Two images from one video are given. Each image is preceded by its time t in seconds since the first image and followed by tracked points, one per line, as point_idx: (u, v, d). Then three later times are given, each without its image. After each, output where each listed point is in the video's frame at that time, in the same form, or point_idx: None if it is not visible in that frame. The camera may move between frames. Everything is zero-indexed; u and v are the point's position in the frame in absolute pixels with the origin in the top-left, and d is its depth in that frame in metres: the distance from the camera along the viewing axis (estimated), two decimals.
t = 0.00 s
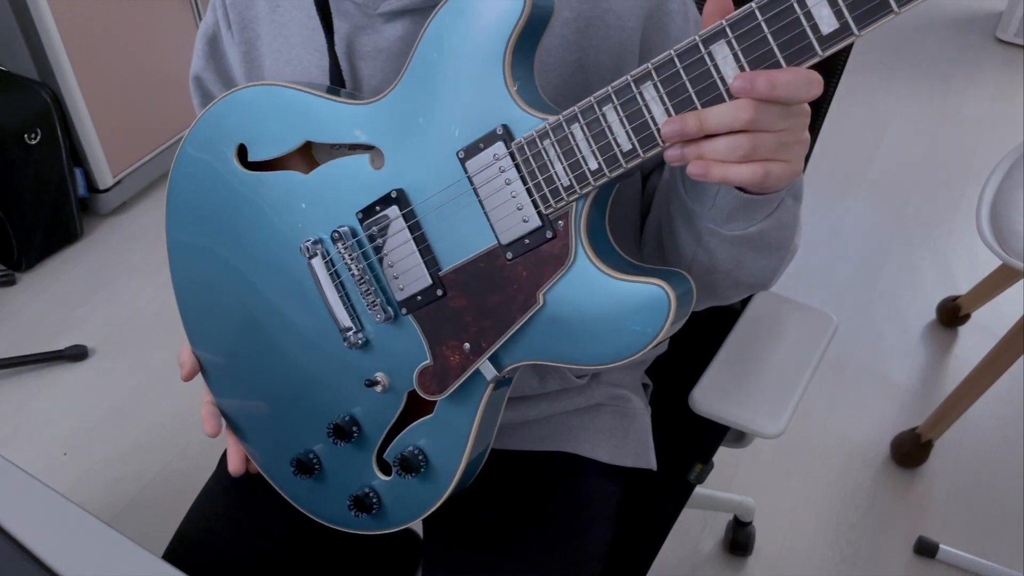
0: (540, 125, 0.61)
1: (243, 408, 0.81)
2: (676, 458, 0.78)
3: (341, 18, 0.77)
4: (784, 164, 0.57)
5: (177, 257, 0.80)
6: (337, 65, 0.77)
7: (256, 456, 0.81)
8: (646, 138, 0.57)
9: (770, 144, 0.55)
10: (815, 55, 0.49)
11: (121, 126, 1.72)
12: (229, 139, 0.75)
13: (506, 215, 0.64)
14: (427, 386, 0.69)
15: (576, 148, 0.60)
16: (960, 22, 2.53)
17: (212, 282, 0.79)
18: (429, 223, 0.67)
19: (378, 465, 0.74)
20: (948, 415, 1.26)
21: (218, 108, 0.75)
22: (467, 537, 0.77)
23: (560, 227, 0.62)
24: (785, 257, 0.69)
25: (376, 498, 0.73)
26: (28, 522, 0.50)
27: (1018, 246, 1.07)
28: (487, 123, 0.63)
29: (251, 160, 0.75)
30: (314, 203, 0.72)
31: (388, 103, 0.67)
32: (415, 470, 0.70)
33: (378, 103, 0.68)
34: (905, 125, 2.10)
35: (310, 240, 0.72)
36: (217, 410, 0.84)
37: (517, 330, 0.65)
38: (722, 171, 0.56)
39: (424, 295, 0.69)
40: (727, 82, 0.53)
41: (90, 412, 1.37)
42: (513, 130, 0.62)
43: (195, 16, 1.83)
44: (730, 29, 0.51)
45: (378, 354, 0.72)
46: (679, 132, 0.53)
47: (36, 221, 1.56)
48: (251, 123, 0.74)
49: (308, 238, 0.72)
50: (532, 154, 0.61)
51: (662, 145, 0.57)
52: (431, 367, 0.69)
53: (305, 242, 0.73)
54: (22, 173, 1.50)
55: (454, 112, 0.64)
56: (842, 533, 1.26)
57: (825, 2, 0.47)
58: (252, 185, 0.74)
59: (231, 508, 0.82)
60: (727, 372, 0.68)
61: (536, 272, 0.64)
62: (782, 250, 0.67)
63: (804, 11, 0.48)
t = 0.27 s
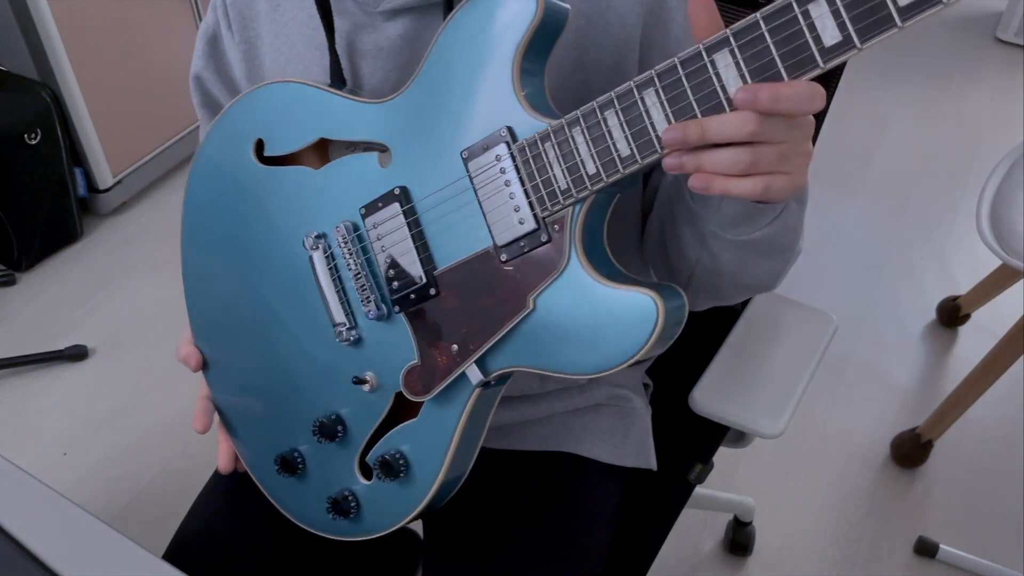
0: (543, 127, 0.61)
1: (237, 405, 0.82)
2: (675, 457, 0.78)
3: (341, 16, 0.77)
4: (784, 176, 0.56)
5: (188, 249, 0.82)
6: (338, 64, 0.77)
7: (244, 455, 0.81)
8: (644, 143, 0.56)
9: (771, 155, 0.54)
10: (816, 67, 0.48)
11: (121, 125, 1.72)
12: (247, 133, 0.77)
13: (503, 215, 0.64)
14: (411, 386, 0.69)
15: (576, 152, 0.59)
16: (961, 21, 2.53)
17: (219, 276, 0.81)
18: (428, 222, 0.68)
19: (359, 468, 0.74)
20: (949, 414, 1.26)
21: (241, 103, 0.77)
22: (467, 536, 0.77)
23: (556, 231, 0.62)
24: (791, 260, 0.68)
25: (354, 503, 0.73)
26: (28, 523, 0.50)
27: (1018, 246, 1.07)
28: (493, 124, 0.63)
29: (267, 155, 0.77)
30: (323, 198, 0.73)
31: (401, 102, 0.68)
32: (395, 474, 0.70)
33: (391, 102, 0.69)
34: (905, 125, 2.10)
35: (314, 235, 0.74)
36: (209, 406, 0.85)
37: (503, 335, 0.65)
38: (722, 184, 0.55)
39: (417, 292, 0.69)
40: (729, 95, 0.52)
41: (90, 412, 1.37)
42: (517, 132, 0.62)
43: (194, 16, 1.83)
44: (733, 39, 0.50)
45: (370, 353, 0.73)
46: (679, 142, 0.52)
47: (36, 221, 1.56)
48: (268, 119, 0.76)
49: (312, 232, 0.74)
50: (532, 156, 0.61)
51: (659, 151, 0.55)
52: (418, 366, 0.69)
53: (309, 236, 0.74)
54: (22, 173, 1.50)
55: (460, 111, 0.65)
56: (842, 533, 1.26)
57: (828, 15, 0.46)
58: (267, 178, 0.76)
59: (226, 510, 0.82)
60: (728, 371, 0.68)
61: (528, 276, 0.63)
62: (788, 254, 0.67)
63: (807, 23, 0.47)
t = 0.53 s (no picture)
0: (538, 153, 0.60)
1: (227, 409, 0.83)
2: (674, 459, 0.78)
3: (344, 13, 0.77)
4: (778, 211, 0.53)
5: (211, 246, 0.86)
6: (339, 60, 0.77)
7: (227, 459, 0.83)
8: (629, 176, 0.54)
9: (764, 194, 0.51)
10: (804, 110, 0.44)
11: (120, 125, 1.71)
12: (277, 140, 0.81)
13: (491, 233, 0.63)
14: (383, 399, 0.70)
15: (566, 179, 0.58)
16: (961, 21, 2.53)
17: (234, 275, 0.84)
18: (421, 236, 0.69)
19: (326, 480, 0.74)
20: (949, 414, 1.25)
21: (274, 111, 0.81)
22: (466, 539, 0.78)
23: (539, 256, 0.61)
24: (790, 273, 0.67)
25: (317, 514, 0.73)
26: (27, 522, 0.50)
27: (1018, 246, 1.07)
28: (493, 146, 0.64)
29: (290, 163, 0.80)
30: (332, 207, 0.76)
31: (414, 122, 0.69)
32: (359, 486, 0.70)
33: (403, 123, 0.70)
34: (905, 124, 2.09)
35: (317, 242, 0.77)
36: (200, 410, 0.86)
37: (477, 353, 0.64)
38: (712, 219, 0.52)
39: (405, 304, 0.69)
40: (720, 138, 0.48)
41: (90, 413, 1.37)
42: (517, 155, 0.62)
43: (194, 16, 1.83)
44: (728, 76, 0.47)
45: (354, 362, 0.73)
46: (668, 174, 0.49)
47: (36, 221, 1.56)
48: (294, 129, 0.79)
49: (316, 239, 0.77)
50: (524, 179, 0.60)
51: (644, 183, 0.53)
52: (394, 378, 0.69)
53: (313, 241, 0.77)
54: (22, 173, 1.50)
55: (465, 130, 0.66)
56: (842, 533, 1.26)
57: (818, 58, 0.43)
58: (289, 183, 0.80)
59: (218, 510, 0.82)
60: (727, 371, 0.68)
61: (507, 298, 0.63)
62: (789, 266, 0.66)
63: (798, 65, 0.44)
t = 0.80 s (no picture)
0: (531, 176, 0.61)
1: (223, 411, 0.83)
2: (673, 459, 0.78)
3: (344, 16, 0.78)
4: (765, 240, 0.55)
5: (206, 252, 0.86)
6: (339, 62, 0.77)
7: (222, 461, 0.83)
8: (622, 204, 0.55)
9: (752, 224, 0.53)
10: (793, 148, 0.46)
11: (120, 125, 1.71)
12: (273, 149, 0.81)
13: (484, 256, 0.64)
14: (377, 413, 0.70)
15: (557, 204, 0.58)
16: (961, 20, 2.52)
17: (229, 283, 0.84)
18: (416, 253, 0.69)
19: (322, 489, 0.74)
20: (949, 414, 1.25)
21: (271, 121, 0.81)
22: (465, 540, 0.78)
23: (531, 278, 0.62)
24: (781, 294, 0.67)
25: (313, 522, 0.73)
26: (27, 522, 0.50)
27: (1018, 245, 1.07)
28: (487, 167, 0.64)
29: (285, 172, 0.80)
30: (325, 219, 0.76)
31: (409, 138, 0.69)
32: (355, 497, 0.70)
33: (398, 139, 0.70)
34: (905, 125, 2.09)
35: (311, 256, 0.77)
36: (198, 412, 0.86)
37: (470, 373, 0.64)
38: (701, 247, 0.54)
39: (399, 321, 0.70)
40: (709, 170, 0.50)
41: (90, 412, 1.37)
42: (508, 177, 0.62)
43: (194, 16, 1.83)
44: (719, 110, 0.49)
45: (351, 375, 0.74)
46: (658, 205, 0.50)
47: (36, 221, 1.56)
48: (291, 139, 0.79)
49: (310, 251, 0.77)
50: (516, 202, 0.61)
51: (635, 213, 0.54)
52: (388, 395, 0.70)
53: (307, 255, 0.77)
54: (22, 173, 1.50)
55: (458, 147, 0.66)
56: (841, 533, 1.26)
57: (809, 96, 0.44)
58: (283, 193, 0.80)
59: (216, 509, 0.82)
60: (727, 373, 0.68)
61: (500, 319, 0.63)
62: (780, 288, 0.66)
63: (788, 102, 0.45)
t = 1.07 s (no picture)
0: (531, 181, 0.60)
1: (238, 413, 0.84)
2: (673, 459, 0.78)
3: (344, 18, 0.77)
4: (771, 238, 0.55)
5: (196, 266, 0.85)
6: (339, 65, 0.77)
7: (241, 470, 0.83)
8: (627, 207, 0.55)
9: (756, 223, 0.53)
10: (796, 146, 0.47)
11: (119, 126, 1.71)
12: (252, 158, 0.79)
13: (488, 264, 0.64)
14: (399, 420, 0.71)
15: (561, 207, 0.59)
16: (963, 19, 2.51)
17: (224, 296, 0.83)
18: (420, 263, 0.68)
19: (352, 492, 0.75)
20: (949, 414, 1.25)
21: (246, 130, 0.79)
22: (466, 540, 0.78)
23: (540, 283, 0.62)
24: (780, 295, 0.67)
25: (346, 524, 0.75)
26: (28, 523, 0.50)
27: (1018, 246, 1.07)
28: (483, 172, 0.63)
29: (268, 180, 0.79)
30: (319, 228, 0.75)
31: (399, 142, 0.68)
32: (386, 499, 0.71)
33: (389, 143, 0.69)
34: (905, 125, 2.10)
35: (309, 265, 0.76)
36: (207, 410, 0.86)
37: (488, 379, 0.65)
38: (707, 247, 0.54)
39: (409, 330, 0.70)
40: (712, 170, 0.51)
41: (90, 412, 1.37)
42: (506, 181, 0.62)
43: (194, 16, 1.83)
44: (716, 111, 0.49)
45: (363, 381, 0.74)
46: (662, 208, 0.50)
47: (36, 221, 1.56)
48: (272, 146, 0.78)
49: (309, 261, 0.76)
50: (517, 209, 0.61)
51: (640, 216, 0.55)
52: (407, 402, 0.71)
53: (305, 265, 0.76)
54: (22, 173, 1.50)
55: (451, 152, 0.65)
56: (842, 533, 1.26)
57: (809, 94, 0.45)
58: (269, 202, 0.78)
59: (221, 511, 0.82)
60: (728, 373, 0.68)
61: (513, 324, 0.64)
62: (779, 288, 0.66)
63: (788, 100, 0.46)
